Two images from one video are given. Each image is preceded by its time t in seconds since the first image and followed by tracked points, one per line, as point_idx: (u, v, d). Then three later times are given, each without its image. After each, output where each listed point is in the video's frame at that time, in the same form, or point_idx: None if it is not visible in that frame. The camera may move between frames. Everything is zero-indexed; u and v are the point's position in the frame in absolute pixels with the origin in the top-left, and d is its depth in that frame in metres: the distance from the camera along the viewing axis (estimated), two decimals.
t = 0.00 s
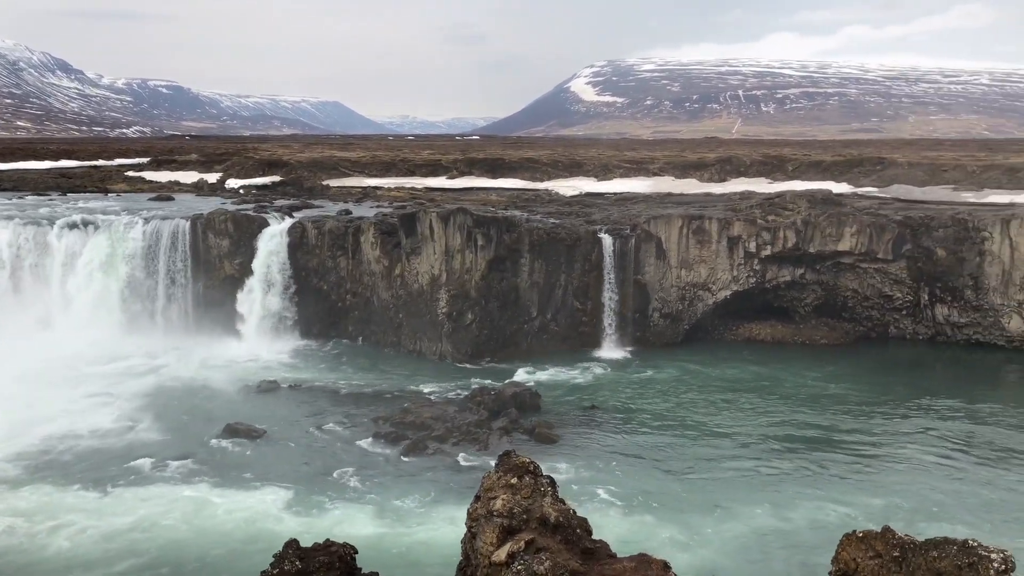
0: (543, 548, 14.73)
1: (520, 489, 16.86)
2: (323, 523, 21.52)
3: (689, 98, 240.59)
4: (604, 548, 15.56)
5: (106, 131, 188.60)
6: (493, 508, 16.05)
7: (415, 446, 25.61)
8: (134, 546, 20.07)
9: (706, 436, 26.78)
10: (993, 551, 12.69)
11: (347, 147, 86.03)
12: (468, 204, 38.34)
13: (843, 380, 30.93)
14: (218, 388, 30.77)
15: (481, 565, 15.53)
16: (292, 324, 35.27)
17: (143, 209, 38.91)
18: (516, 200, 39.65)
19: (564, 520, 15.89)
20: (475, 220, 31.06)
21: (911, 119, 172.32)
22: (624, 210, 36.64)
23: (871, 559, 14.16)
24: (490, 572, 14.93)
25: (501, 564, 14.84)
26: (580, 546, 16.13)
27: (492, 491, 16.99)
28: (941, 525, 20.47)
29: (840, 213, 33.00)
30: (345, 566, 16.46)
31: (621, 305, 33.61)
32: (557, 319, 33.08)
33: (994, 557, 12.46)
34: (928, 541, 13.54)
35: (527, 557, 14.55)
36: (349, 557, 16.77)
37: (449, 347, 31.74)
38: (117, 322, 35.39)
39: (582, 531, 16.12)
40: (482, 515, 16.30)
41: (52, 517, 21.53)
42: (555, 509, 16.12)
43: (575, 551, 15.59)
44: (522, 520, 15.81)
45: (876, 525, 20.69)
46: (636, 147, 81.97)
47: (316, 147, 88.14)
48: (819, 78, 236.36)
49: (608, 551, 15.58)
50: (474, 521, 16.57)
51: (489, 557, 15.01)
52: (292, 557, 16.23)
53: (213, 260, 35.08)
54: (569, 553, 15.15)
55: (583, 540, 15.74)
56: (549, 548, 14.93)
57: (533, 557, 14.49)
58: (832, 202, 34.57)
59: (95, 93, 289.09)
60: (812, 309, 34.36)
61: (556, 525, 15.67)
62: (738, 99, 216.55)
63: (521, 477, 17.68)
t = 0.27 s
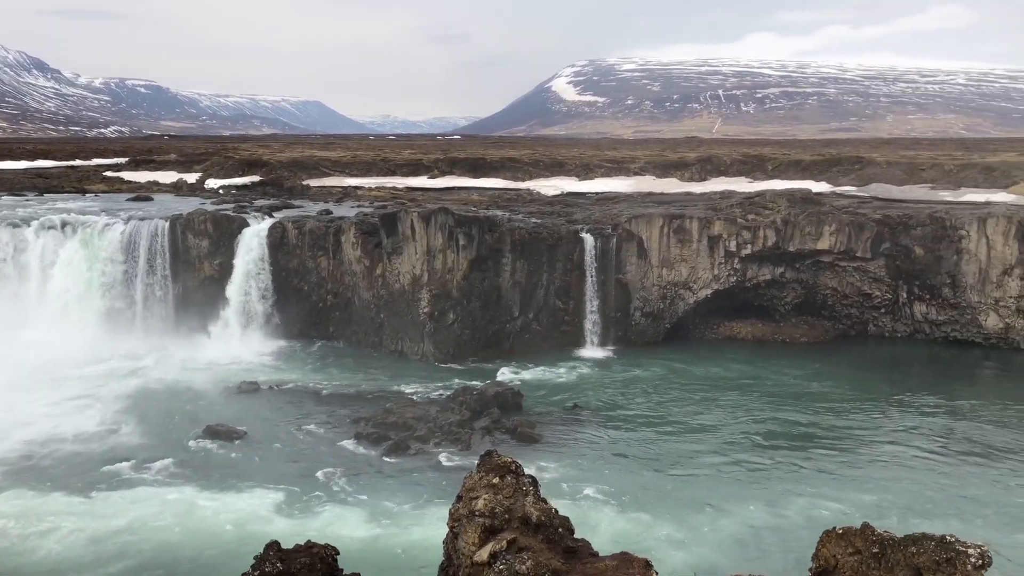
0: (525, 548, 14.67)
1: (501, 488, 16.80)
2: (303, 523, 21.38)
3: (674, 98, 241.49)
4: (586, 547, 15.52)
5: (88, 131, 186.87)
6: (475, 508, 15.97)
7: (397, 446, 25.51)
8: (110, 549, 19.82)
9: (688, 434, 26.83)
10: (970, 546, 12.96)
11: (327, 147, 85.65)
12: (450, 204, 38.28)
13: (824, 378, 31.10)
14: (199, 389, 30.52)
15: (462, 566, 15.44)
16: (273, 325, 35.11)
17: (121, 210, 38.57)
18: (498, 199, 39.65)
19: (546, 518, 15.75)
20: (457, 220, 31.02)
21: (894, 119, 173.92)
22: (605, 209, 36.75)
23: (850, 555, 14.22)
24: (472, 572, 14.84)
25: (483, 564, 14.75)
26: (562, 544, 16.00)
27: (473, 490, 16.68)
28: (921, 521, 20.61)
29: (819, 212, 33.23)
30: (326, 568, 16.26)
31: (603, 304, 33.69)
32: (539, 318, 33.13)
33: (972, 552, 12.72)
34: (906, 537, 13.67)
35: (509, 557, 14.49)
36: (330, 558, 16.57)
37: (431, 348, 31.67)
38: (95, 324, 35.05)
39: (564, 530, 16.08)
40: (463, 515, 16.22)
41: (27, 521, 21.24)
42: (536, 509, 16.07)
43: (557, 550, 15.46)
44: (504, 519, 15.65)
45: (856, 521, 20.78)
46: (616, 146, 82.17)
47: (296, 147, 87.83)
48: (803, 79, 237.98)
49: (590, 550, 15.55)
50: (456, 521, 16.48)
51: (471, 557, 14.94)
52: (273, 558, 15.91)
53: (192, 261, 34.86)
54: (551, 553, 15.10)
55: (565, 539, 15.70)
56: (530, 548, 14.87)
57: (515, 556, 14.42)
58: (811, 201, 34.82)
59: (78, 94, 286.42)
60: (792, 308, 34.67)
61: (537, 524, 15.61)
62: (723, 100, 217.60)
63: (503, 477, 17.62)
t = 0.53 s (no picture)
0: (507, 548, 14.58)
1: (483, 488, 16.72)
2: (282, 526, 21.21)
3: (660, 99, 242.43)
4: (568, 547, 15.46)
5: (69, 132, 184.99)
6: (456, 508, 15.87)
7: (379, 447, 25.39)
8: (85, 553, 19.61)
9: (669, 433, 26.89)
10: (947, 543, 12.95)
11: (307, 147, 85.33)
12: (431, 204, 38.23)
13: (804, 377, 31.27)
14: (179, 391, 30.28)
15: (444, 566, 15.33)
16: (254, 325, 34.97)
17: (99, 210, 38.22)
18: (479, 199, 39.64)
19: (527, 519, 15.67)
20: (438, 220, 30.95)
21: (876, 120, 175.29)
22: (587, 209, 36.83)
23: (830, 553, 14.14)
24: (454, 572, 14.73)
25: (464, 565, 14.66)
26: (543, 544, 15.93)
27: (454, 491, 16.53)
28: (902, 517, 20.75)
29: (798, 212, 33.44)
30: (307, 570, 16.14)
31: (585, 304, 33.79)
32: (521, 318, 33.12)
33: (949, 548, 12.73)
34: (884, 534, 13.64)
35: (490, 557, 14.40)
36: (310, 560, 16.43)
37: (413, 348, 31.59)
38: (73, 325, 34.71)
39: (546, 530, 16.00)
40: (445, 515, 16.12)
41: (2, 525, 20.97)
42: (518, 508, 15.99)
43: (537, 550, 15.38)
44: (486, 520, 15.53)
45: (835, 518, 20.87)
46: (598, 144, 82.44)
47: (276, 146, 87.62)
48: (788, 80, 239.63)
49: (572, 550, 15.48)
50: (437, 522, 16.36)
51: (453, 557, 14.83)
52: (254, 561, 15.77)
53: (171, 262, 34.66)
54: (532, 553, 15.03)
55: (547, 539, 15.62)
56: (512, 548, 14.78)
57: (496, 557, 14.34)
58: (791, 201, 35.05)
59: (61, 94, 283.76)
60: (771, 307, 35.02)
61: (519, 524, 15.53)
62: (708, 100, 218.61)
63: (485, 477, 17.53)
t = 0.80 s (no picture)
0: (487, 549, 14.41)
1: (463, 489, 16.53)
2: (261, 527, 21.05)
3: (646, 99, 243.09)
4: (549, 547, 15.31)
5: (49, 131, 182.86)
6: (436, 510, 15.67)
7: (359, 448, 25.26)
8: (59, 557, 19.33)
9: (649, 433, 26.93)
10: (923, 540, 12.81)
11: (287, 147, 85.03)
12: (412, 205, 38.20)
13: (784, 376, 31.45)
14: (158, 393, 30.01)
15: (425, 568, 15.13)
16: (233, 327, 34.78)
17: (76, 211, 37.84)
18: (460, 200, 39.63)
19: (508, 518, 15.51)
20: (419, 220, 30.98)
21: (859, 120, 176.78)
22: (568, 210, 36.92)
23: (808, 551, 13.83)
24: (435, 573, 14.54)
25: (445, 566, 14.46)
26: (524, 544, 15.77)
27: (435, 491, 16.49)
28: (882, 515, 20.87)
29: (777, 212, 33.67)
30: (287, 573, 15.97)
31: (566, 304, 33.87)
32: (503, 318, 33.13)
33: (925, 545, 12.61)
34: (862, 531, 13.43)
35: (471, 558, 14.22)
36: (291, 563, 16.30)
37: (394, 349, 31.57)
38: (50, 328, 34.33)
39: (527, 530, 15.84)
40: (425, 517, 15.92)
41: None
42: (499, 509, 15.81)
43: (519, 549, 15.23)
44: (467, 520, 15.41)
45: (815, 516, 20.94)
46: (578, 145, 82.55)
47: (255, 147, 87.37)
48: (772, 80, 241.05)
49: (553, 550, 15.33)
50: (418, 524, 16.16)
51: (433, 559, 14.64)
52: (232, 564, 15.60)
53: (149, 263, 34.40)
54: (513, 553, 14.86)
55: (528, 539, 15.46)
56: (493, 549, 14.61)
57: (477, 558, 14.16)
58: (770, 201, 35.28)
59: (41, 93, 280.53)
60: (751, 307, 35.22)
61: (500, 525, 15.34)
62: (693, 100, 219.45)
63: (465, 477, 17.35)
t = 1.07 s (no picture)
0: (468, 549, 13.99)
1: (443, 489, 16.13)
2: (238, 530, 20.84)
3: (630, 100, 243.82)
4: (530, 549, 14.92)
5: (26, 130, 180.43)
6: (415, 510, 15.22)
7: (339, 450, 25.10)
8: (30, 561, 19.00)
9: (629, 433, 26.96)
10: (899, 537, 12.53)
11: (264, 148, 84.69)
12: (391, 205, 38.15)
13: (764, 376, 31.59)
14: (136, 395, 29.69)
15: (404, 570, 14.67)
16: (212, 328, 34.56)
17: (51, 212, 37.42)
18: (440, 200, 39.62)
19: (487, 520, 15.11)
20: (399, 221, 31.04)
21: (841, 122, 178.33)
22: (547, 210, 37.00)
23: (786, 550, 13.91)
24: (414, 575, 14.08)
25: (424, 568, 14.01)
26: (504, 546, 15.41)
27: (413, 493, 16.08)
28: (861, 513, 20.97)
29: (755, 213, 33.93)
30: None
31: (545, 305, 33.95)
32: (482, 319, 33.11)
33: (901, 543, 12.32)
34: (839, 530, 13.17)
35: (451, 559, 13.79)
36: (270, 565, 15.96)
37: (374, 350, 31.53)
38: (25, 330, 33.89)
39: (508, 532, 15.45)
40: (404, 518, 15.46)
41: None
42: (479, 510, 15.40)
43: (498, 551, 14.86)
44: (445, 522, 15.00)
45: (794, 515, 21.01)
46: (556, 147, 82.68)
47: (234, 147, 87.00)
48: (755, 82, 242.68)
49: (534, 552, 14.95)
50: (397, 525, 15.71)
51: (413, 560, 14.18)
52: (211, 568, 15.41)
53: (126, 264, 34.08)
54: (494, 555, 14.45)
55: (509, 541, 15.07)
56: (473, 550, 14.20)
57: (457, 558, 13.73)
58: (748, 202, 35.53)
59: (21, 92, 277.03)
60: (730, 307, 35.43)
61: (481, 526, 14.92)
62: (678, 101, 220.39)
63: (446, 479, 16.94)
